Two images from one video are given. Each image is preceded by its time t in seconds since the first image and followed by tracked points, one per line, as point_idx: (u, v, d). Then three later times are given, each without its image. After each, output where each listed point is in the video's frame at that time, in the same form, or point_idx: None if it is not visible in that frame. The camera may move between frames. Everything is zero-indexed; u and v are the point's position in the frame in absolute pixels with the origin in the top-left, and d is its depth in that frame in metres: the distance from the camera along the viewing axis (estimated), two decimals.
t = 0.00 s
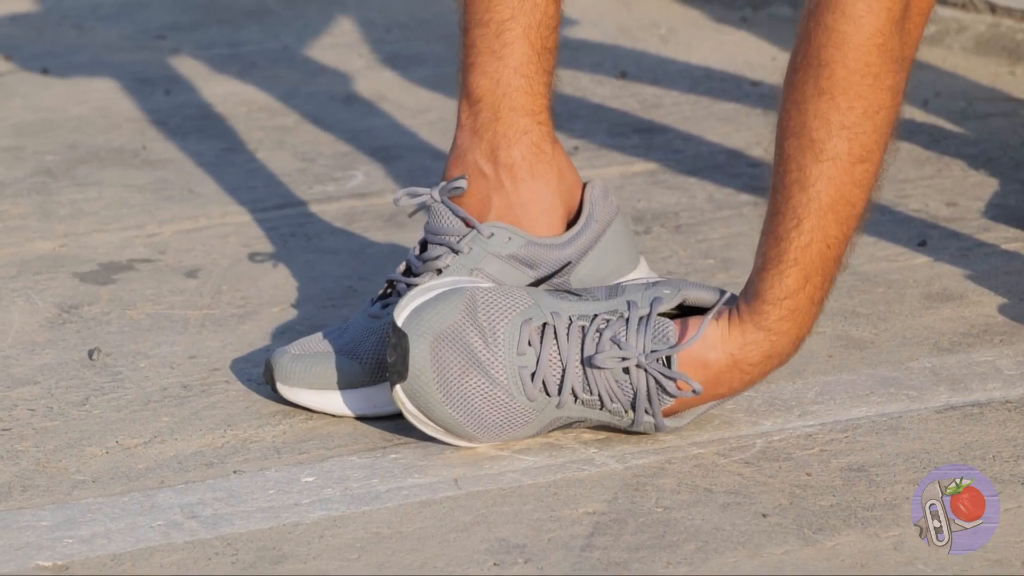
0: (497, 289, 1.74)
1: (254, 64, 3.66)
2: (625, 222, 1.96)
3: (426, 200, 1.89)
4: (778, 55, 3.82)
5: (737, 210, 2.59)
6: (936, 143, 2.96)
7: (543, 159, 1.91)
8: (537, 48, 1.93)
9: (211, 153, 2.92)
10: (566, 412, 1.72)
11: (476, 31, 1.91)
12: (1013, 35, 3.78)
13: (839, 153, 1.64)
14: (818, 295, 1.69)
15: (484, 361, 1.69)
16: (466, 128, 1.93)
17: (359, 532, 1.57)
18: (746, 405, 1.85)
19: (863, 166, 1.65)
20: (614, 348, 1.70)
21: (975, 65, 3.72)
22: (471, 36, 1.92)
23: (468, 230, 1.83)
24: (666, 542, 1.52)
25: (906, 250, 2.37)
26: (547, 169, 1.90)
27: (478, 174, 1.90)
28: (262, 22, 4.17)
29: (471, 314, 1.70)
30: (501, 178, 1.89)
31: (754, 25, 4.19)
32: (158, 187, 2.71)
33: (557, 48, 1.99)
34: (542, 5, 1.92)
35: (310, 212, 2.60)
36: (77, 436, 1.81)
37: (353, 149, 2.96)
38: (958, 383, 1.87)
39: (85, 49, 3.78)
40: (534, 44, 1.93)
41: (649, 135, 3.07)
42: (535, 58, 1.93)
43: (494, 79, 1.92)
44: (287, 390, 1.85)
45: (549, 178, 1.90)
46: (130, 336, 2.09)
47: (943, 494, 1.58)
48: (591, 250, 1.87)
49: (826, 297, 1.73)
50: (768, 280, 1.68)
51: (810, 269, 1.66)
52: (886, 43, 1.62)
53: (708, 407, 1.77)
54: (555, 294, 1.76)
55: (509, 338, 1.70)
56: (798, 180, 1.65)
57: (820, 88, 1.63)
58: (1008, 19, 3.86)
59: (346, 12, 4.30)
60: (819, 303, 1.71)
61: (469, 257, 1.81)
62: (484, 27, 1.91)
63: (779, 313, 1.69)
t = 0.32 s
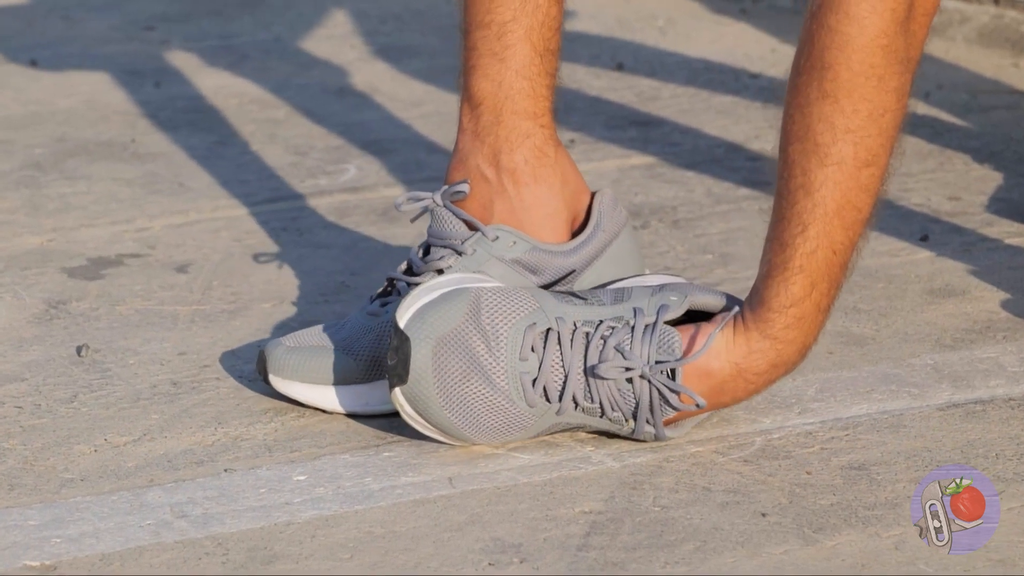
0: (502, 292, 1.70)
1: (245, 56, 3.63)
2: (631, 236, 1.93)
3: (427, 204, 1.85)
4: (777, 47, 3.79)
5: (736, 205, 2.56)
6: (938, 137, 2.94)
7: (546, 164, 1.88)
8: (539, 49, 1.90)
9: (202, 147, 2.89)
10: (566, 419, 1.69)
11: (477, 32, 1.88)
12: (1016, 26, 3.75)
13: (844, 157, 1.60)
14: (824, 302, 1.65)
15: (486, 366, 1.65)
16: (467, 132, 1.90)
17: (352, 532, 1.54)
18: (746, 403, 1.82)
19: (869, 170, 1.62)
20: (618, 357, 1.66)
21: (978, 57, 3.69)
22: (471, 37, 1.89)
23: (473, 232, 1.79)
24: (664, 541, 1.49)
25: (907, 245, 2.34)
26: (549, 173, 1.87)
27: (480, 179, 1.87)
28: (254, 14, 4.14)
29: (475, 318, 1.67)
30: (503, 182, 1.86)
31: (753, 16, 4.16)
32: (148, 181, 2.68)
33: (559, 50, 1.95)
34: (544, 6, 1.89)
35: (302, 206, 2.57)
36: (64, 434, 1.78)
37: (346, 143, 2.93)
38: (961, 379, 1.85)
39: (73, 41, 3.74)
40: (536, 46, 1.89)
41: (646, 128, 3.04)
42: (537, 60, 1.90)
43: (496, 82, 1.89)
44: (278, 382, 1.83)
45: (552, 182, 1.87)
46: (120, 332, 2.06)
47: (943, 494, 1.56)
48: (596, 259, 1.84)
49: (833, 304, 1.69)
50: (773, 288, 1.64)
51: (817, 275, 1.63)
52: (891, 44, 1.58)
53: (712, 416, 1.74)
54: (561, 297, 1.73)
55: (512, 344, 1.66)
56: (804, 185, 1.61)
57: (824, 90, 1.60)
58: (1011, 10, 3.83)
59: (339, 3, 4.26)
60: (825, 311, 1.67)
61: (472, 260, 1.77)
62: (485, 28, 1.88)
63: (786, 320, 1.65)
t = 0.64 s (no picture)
0: (506, 292, 1.66)
1: (236, 49, 3.60)
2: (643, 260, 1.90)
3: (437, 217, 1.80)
4: (777, 38, 3.76)
5: (735, 199, 2.53)
6: (940, 130, 2.91)
7: (553, 177, 1.84)
8: (545, 62, 1.86)
9: (192, 140, 2.86)
10: (564, 423, 1.67)
11: (482, 45, 1.84)
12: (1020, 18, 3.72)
13: (850, 171, 1.58)
14: (833, 319, 1.63)
15: (485, 369, 1.62)
16: (473, 147, 1.86)
17: (345, 532, 1.52)
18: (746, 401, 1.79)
19: (877, 183, 1.59)
20: (621, 366, 1.64)
21: (980, 49, 3.66)
22: (476, 50, 1.85)
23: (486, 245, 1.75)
24: (662, 541, 1.47)
25: (909, 240, 2.32)
26: (557, 186, 1.83)
27: (487, 193, 1.84)
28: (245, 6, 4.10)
29: (476, 320, 1.63)
30: (509, 197, 1.82)
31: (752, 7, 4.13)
32: (137, 175, 2.65)
33: (565, 61, 1.91)
34: (549, 18, 1.85)
35: (294, 200, 2.54)
36: (52, 432, 1.75)
37: (339, 136, 2.90)
38: (964, 377, 1.82)
39: (62, 33, 3.70)
40: (541, 58, 1.85)
41: (644, 121, 3.01)
42: (543, 73, 1.86)
43: (501, 96, 1.85)
44: (272, 365, 1.80)
45: (560, 196, 1.83)
46: (109, 329, 2.03)
47: (943, 494, 1.53)
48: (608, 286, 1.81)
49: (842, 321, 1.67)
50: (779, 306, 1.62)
51: (826, 293, 1.60)
52: (895, 55, 1.56)
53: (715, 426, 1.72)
54: (564, 299, 1.69)
55: (513, 348, 1.63)
56: (810, 200, 1.59)
57: (829, 103, 1.57)
58: (1014, 1, 3.80)
59: None
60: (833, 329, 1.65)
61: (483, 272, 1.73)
62: (490, 40, 1.84)
63: (794, 339, 1.63)
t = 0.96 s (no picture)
0: (500, 285, 1.64)
1: (228, 41, 3.56)
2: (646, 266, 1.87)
3: (436, 221, 1.77)
4: (776, 31, 3.74)
5: (734, 194, 2.51)
6: (942, 124, 2.88)
7: (554, 181, 1.81)
8: (549, 66, 1.84)
9: (183, 134, 2.83)
10: (560, 418, 1.64)
11: (484, 48, 1.82)
12: None
13: (864, 163, 1.55)
14: (841, 315, 1.60)
15: (479, 363, 1.59)
16: (473, 151, 1.85)
17: (338, 532, 1.49)
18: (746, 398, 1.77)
19: (890, 176, 1.56)
20: (620, 359, 1.61)
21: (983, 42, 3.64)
22: (478, 53, 1.83)
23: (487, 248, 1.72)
24: (660, 542, 1.44)
25: (911, 235, 2.29)
26: (558, 191, 1.80)
27: (485, 197, 1.82)
28: None
29: (470, 313, 1.60)
30: (508, 201, 1.80)
31: None
32: (127, 169, 2.62)
33: (570, 66, 1.90)
34: (553, 22, 1.83)
35: (286, 195, 2.51)
36: (40, 431, 1.72)
37: (332, 130, 2.87)
38: (966, 375, 1.80)
39: (52, 25, 3.67)
40: (545, 62, 1.84)
41: (641, 115, 2.98)
42: (546, 77, 1.85)
43: (503, 100, 1.83)
44: (264, 356, 1.77)
45: (560, 200, 1.80)
46: (98, 325, 2.00)
47: (943, 494, 1.51)
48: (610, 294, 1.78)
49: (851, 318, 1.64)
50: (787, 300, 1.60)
51: (834, 288, 1.57)
52: (913, 46, 1.53)
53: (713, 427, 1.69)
54: (560, 291, 1.67)
55: (508, 342, 1.60)
56: (821, 193, 1.56)
57: (843, 94, 1.55)
58: None
59: None
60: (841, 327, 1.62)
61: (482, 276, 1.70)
62: (492, 43, 1.82)
63: (800, 334, 1.60)
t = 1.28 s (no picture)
0: (509, 280, 1.61)
1: (219, 33, 3.53)
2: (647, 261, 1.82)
3: (430, 217, 1.76)
4: (776, 23, 3.71)
5: (733, 189, 2.48)
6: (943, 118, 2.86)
7: (553, 179, 1.78)
8: (551, 63, 1.81)
9: (173, 127, 2.80)
10: (568, 415, 1.62)
11: (485, 42, 1.80)
12: None
13: (896, 129, 1.51)
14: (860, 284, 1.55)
15: (487, 360, 1.57)
16: (470, 146, 1.82)
17: (330, 532, 1.46)
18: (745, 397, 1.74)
19: (921, 147, 1.52)
20: (630, 354, 1.58)
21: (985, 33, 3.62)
22: (479, 47, 1.81)
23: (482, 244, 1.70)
24: (656, 542, 1.41)
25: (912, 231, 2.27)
26: (556, 189, 1.78)
27: (481, 193, 1.79)
28: None
29: (477, 309, 1.58)
30: (504, 198, 1.77)
31: None
32: (116, 163, 2.59)
33: (572, 63, 1.86)
34: (556, 19, 1.80)
35: (278, 189, 2.49)
36: (28, 429, 1.70)
37: (325, 124, 2.84)
38: (968, 373, 1.77)
39: (41, 17, 3.63)
40: (546, 59, 1.81)
41: (639, 109, 2.96)
42: (548, 73, 1.82)
43: (503, 96, 1.81)
44: (255, 354, 1.74)
45: (558, 199, 1.77)
46: (87, 322, 1.97)
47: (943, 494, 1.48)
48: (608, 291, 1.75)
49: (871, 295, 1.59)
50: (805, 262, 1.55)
51: (852, 252, 1.53)
52: (958, 16, 1.48)
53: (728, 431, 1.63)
54: (567, 286, 1.63)
55: (517, 338, 1.57)
56: (847, 155, 1.53)
57: (882, 58, 1.51)
58: None
59: None
60: (860, 298, 1.57)
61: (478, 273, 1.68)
62: (493, 38, 1.80)
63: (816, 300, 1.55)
